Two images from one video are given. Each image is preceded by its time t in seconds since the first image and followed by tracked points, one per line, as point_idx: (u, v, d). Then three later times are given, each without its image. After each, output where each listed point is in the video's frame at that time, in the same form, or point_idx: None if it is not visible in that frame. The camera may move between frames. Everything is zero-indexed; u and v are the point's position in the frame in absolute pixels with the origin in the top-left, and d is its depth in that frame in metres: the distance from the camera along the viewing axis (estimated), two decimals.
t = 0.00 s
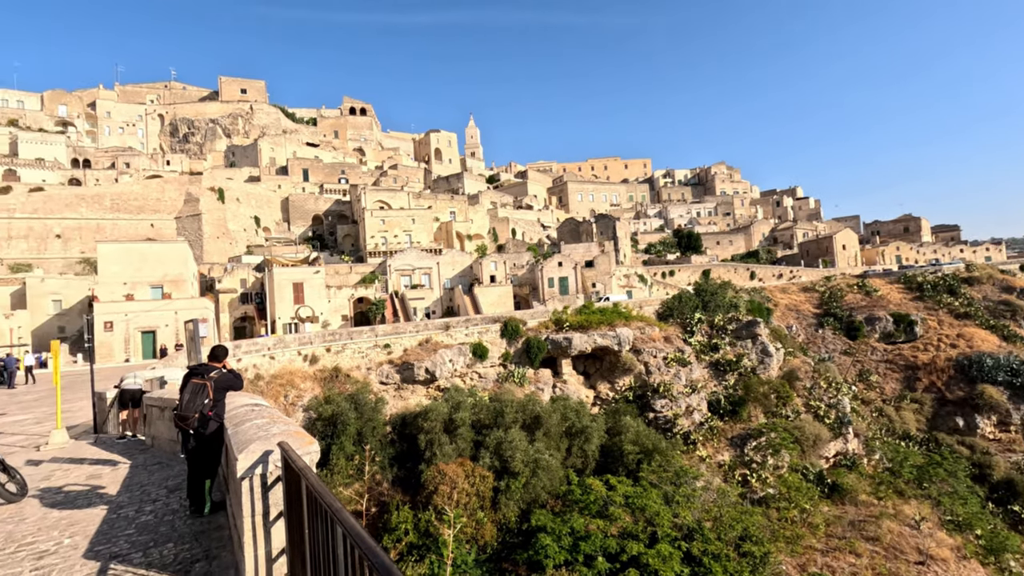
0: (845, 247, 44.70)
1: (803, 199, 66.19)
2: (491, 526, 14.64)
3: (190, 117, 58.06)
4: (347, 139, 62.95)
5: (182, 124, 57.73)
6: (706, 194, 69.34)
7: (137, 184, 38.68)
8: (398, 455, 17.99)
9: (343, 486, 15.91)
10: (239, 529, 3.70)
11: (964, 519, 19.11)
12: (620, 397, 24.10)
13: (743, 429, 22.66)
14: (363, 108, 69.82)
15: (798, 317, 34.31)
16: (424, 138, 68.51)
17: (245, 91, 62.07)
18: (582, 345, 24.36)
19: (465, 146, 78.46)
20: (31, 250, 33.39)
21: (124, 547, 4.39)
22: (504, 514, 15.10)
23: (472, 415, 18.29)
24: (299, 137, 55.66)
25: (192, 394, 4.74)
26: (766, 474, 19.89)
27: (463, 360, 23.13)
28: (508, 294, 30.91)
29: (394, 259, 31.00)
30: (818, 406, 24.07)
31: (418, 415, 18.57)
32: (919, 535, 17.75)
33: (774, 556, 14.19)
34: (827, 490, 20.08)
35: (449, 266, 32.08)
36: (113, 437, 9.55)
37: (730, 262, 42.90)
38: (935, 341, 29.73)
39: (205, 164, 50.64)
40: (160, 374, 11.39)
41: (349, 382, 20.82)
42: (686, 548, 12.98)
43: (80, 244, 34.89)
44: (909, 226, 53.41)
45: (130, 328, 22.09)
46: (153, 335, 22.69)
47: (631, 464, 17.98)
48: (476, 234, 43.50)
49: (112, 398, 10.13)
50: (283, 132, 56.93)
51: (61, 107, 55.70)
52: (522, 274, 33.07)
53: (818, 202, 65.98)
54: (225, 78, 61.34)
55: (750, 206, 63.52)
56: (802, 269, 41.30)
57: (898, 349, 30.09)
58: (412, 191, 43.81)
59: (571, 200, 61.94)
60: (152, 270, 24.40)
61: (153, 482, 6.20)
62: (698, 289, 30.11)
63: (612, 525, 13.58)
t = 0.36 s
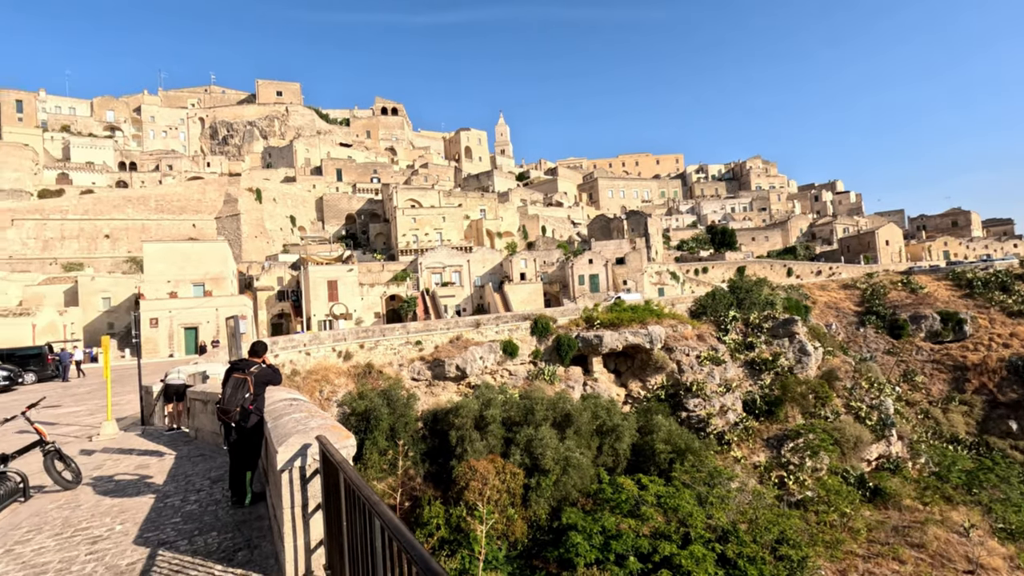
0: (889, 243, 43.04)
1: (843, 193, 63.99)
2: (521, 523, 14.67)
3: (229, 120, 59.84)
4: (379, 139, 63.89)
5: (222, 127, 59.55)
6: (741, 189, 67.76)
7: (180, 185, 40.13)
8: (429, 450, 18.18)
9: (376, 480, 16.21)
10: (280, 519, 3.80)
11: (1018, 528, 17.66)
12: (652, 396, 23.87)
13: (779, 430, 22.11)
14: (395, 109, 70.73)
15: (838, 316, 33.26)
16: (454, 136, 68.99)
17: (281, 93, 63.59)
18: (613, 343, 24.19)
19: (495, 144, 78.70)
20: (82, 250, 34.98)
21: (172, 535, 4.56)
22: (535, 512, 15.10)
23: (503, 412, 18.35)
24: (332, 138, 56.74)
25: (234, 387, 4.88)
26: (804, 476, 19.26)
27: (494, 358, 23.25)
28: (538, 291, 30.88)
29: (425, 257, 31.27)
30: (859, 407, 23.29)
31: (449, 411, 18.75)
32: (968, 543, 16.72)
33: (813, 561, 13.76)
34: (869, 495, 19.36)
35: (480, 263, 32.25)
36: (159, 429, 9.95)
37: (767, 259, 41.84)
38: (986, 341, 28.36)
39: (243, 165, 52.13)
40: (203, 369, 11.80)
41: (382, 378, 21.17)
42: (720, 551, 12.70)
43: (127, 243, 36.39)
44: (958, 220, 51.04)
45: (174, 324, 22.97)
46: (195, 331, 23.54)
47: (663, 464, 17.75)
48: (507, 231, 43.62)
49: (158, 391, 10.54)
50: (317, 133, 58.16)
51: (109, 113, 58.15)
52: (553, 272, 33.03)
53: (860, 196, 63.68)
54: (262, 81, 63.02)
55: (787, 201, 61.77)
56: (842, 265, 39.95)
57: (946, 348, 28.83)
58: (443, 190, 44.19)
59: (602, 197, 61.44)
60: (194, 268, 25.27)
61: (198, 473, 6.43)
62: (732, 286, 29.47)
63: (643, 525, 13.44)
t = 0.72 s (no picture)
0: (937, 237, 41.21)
1: (888, 186, 61.54)
2: (553, 520, 14.63)
3: (266, 120, 61.43)
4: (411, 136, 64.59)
5: (260, 127, 61.18)
6: (779, 182, 65.90)
7: (221, 185, 41.45)
8: (461, 445, 18.31)
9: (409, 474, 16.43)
10: (317, 511, 3.88)
11: None
12: (685, 394, 23.57)
13: (819, 430, 21.47)
14: (426, 106, 71.36)
15: (882, 313, 32.08)
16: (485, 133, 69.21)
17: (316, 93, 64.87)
18: (645, 340, 23.92)
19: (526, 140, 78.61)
20: (129, 248, 36.47)
21: (216, 522, 4.73)
22: (566, 508, 15.05)
23: (534, 408, 18.35)
24: (366, 137, 57.61)
25: (273, 381, 5.01)
26: (844, 478, 18.57)
27: (525, 354, 23.29)
28: (570, 288, 30.73)
29: (456, 253, 31.34)
30: (904, 407, 22.42)
31: (481, 407, 18.85)
32: None
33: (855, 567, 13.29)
34: (915, 499, 18.39)
35: (511, 260, 32.18)
36: (203, 421, 10.32)
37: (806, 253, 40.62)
38: None
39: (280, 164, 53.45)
40: (243, 362, 12.16)
41: (415, 373, 21.45)
42: (756, 552, 12.43)
43: (172, 242, 37.79)
44: (1013, 212, 48.49)
45: (216, 320, 23.79)
46: (236, 326, 24.31)
47: (697, 462, 17.45)
48: (537, 227, 43.58)
49: (201, 384, 10.92)
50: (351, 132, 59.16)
51: (154, 116, 60.38)
52: (584, 268, 32.90)
53: (906, 188, 61.13)
54: (298, 82, 64.43)
55: (827, 194, 59.77)
56: (887, 260, 38.47)
57: (1000, 347, 27.47)
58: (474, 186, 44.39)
59: (634, 191, 60.70)
60: (234, 265, 26.05)
61: (239, 463, 6.64)
62: (769, 282, 28.68)
63: (677, 524, 13.26)
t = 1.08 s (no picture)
0: (986, 230, 39.36)
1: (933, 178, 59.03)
2: (582, 517, 14.56)
3: (300, 121, 62.74)
4: (441, 134, 65.05)
5: (294, 128, 62.53)
6: (816, 175, 63.98)
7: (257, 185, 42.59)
8: (490, 441, 18.37)
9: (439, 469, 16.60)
10: (350, 502, 3.96)
11: None
12: (717, 392, 23.22)
13: (858, 431, 20.80)
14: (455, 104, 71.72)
15: (926, 310, 30.85)
16: (514, 129, 69.19)
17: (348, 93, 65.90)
18: (677, 338, 23.60)
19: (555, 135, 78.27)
20: (171, 247, 37.78)
21: (253, 512, 4.87)
22: (596, 506, 14.96)
23: (563, 405, 18.32)
24: (396, 135, 58.25)
25: (308, 375, 5.13)
26: (885, 481, 17.86)
27: (554, 351, 23.26)
28: (599, 284, 30.52)
29: (485, 250, 31.54)
30: (950, 409, 21.53)
31: (510, 403, 18.90)
32: None
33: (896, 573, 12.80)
34: (961, 504, 17.52)
35: (540, 256, 32.24)
36: (241, 414, 10.64)
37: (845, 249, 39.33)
38: None
39: (314, 164, 54.54)
40: (278, 357, 12.48)
41: (444, 369, 21.68)
42: (792, 555, 12.14)
43: (211, 240, 38.77)
44: None
45: (253, 316, 24.47)
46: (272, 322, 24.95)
47: (730, 462, 17.15)
48: (566, 224, 43.41)
49: (239, 377, 11.24)
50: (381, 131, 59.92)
51: (194, 118, 62.32)
52: (614, 264, 32.65)
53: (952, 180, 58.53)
54: (330, 82, 65.56)
55: (868, 187, 57.71)
56: (932, 255, 36.93)
57: None
58: (503, 183, 44.46)
59: (665, 186, 59.81)
60: (270, 263, 26.70)
61: (275, 455, 6.82)
62: (806, 278, 27.91)
63: (709, 524, 13.05)
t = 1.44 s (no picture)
0: None
1: (978, 170, 56.62)
2: (608, 515, 14.46)
3: (330, 120, 63.79)
4: (467, 131, 65.31)
5: (323, 127, 63.62)
6: (852, 168, 62.06)
7: (289, 184, 43.55)
8: (516, 437, 18.37)
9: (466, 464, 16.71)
10: (379, 495, 4.01)
11: None
12: (748, 391, 22.82)
13: (896, 433, 20.13)
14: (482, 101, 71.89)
15: (969, 308, 29.64)
16: (540, 126, 69.01)
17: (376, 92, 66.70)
18: (705, 335, 23.29)
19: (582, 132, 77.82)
20: (207, 244, 38.90)
21: (285, 504, 4.98)
22: (622, 504, 14.83)
23: (590, 402, 18.25)
24: (423, 133, 58.69)
25: (337, 370, 5.20)
26: (925, 485, 17.18)
27: (580, 348, 23.19)
28: (626, 281, 30.24)
29: (511, 247, 31.63)
30: (995, 411, 20.67)
31: (536, 400, 18.89)
32: None
33: None
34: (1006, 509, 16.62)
35: (566, 253, 32.56)
36: (274, 408, 10.89)
37: (882, 244, 38.07)
38: None
39: (343, 163, 55.41)
40: (309, 353, 12.71)
41: (471, 366, 21.83)
42: (826, 559, 11.84)
43: (244, 238, 39.70)
44: None
45: (284, 312, 25.04)
46: (303, 318, 25.50)
47: (761, 463, 16.82)
48: (593, 220, 43.15)
49: (271, 372, 11.50)
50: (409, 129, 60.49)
51: (228, 119, 63.97)
52: (641, 261, 32.34)
53: (999, 172, 56.02)
54: (359, 82, 66.44)
55: (908, 180, 55.70)
56: (976, 251, 35.45)
57: None
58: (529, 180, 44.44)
59: (694, 182, 58.88)
60: (301, 260, 27.26)
61: (307, 448, 6.96)
62: (841, 275, 27.12)
63: (739, 525, 12.82)
